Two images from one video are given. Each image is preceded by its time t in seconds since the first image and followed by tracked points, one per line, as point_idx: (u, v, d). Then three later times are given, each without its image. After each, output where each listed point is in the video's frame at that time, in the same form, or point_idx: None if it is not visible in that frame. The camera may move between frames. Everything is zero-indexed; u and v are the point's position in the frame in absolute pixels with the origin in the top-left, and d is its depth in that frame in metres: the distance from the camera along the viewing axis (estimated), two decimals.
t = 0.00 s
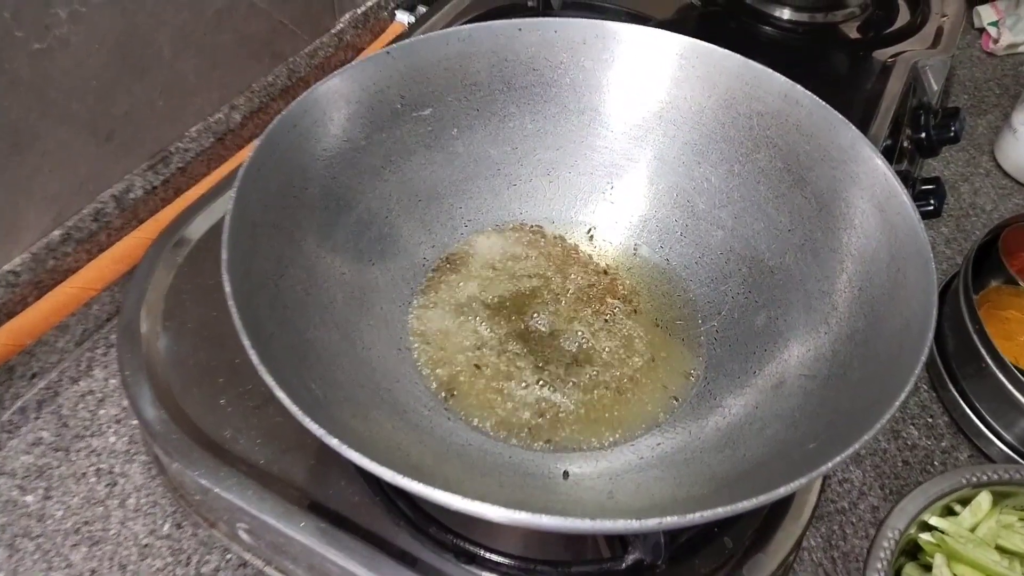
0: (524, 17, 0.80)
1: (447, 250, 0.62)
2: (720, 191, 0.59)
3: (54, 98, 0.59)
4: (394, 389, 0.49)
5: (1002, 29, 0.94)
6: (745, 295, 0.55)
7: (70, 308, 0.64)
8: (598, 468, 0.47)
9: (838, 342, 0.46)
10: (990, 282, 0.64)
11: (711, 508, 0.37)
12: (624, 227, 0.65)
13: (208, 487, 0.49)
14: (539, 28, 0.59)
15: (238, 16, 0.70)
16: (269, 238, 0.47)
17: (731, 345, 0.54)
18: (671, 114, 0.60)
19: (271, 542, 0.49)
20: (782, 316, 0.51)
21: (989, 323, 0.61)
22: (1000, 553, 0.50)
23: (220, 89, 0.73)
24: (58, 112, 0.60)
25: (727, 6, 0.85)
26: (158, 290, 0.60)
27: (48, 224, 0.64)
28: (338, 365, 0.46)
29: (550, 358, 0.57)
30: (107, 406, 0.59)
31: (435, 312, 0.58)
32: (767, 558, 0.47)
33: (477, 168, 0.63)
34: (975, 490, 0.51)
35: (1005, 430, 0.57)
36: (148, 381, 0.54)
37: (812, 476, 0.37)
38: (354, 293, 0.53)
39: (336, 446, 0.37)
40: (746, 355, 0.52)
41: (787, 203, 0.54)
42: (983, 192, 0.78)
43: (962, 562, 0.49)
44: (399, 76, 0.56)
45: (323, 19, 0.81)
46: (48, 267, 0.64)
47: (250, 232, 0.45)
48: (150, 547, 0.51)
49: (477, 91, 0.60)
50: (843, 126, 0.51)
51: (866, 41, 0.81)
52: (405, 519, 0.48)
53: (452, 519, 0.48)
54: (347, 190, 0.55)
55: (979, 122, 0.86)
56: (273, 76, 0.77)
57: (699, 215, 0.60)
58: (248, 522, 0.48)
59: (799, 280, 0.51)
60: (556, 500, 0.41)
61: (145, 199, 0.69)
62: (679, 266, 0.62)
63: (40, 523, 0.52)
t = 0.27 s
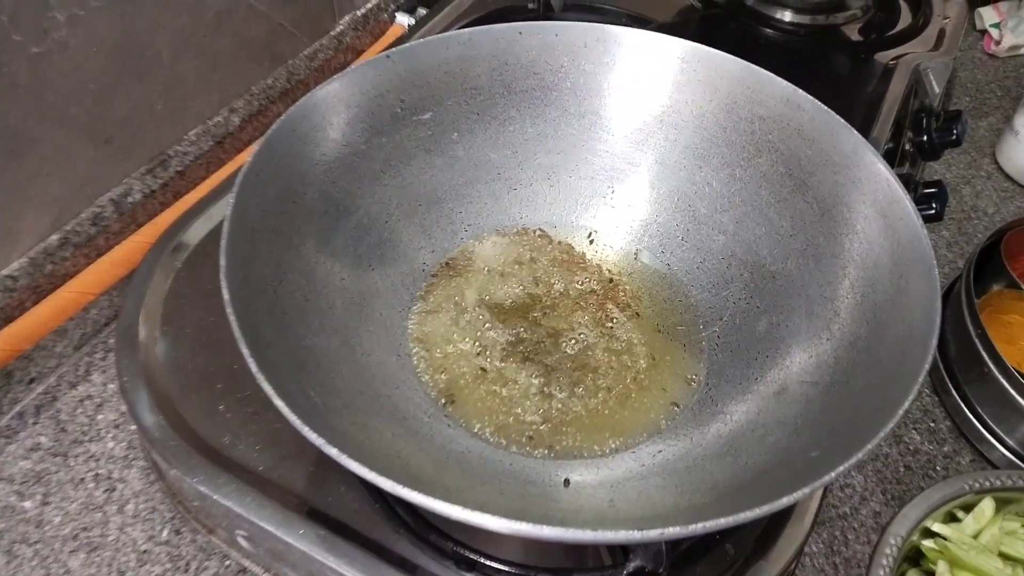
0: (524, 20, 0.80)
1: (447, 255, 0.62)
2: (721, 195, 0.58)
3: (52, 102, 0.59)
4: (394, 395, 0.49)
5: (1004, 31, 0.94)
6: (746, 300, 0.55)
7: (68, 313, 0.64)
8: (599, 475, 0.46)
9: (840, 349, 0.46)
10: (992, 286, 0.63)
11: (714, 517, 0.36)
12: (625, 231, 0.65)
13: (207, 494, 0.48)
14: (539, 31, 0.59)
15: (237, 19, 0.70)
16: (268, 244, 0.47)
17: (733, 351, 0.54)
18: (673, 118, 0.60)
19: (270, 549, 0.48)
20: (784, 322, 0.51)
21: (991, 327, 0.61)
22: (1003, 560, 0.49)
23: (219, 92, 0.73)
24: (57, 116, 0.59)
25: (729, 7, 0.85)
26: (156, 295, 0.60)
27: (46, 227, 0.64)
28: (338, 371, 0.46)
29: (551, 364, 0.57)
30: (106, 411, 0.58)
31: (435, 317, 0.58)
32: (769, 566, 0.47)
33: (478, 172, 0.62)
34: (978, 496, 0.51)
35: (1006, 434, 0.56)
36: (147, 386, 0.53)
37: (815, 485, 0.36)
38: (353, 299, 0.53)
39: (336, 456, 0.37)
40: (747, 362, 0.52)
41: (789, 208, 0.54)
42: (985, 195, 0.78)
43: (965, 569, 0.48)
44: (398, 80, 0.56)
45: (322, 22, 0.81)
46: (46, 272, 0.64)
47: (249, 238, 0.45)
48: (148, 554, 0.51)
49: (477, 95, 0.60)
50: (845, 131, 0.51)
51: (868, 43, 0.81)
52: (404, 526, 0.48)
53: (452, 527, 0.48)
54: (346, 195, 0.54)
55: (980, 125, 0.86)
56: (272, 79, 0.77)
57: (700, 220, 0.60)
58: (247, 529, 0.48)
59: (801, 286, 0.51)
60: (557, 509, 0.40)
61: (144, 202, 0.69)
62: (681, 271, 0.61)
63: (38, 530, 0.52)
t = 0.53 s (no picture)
0: (524, 20, 0.80)
1: (447, 255, 0.62)
2: (721, 196, 0.58)
3: (51, 103, 0.59)
4: (393, 397, 0.49)
5: (1004, 31, 0.94)
6: (746, 301, 0.55)
7: (70, 313, 0.64)
8: (598, 476, 0.47)
9: (840, 350, 0.46)
10: (993, 287, 0.63)
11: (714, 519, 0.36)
12: (624, 232, 0.65)
13: (206, 495, 0.48)
14: (538, 32, 0.59)
15: (236, 21, 0.70)
16: (267, 245, 0.47)
17: (733, 352, 0.54)
18: (672, 119, 0.60)
19: (270, 550, 0.48)
20: (785, 322, 0.51)
21: (991, 328, 0.61)
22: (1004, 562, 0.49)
23: (219, 93, 0.73)
24: (56, 118, 0.59)
25: (728, 7, 0.85)
26: (156, 296, 0.59)
27: (45, 230, 0.63)
28: (337, 373, 0.46)
29: (551, 364, 0.57)
30: (105, 411, 0.58)
31: (435, 318, 0.58)
32: (769, 567, 0.46)
33: (477, 173, 0.62)
34: (978, 497, 0.51)
35: (1006, 435, 0.56)
36: (146, 388, 0.53)
37: (816, 487, 0.36)
38: (352, 300, 0.53)
39: (335, 458, 0.37)
40: (747, 363, 0.52)
41: (789, 209, 0.54)
42: (985, 195, 0.78)
43: (965, 569, 0.47)
44: (398, 81, 0.56)
45: (322, 22, 0.81)
46: (45, 273, 0.63)
47: (249, 239, 0.45)
48: (148, 555, 0.51)
49: (477, 96, 0.60)
50: (845, 132, 0.51)
51: (868, 44, 0.81)
52: (405, 528, 0.48)
53: (452, 528, 0.48)
54: (345, 196, 0.54)
55: (981, 125, 0.86)
56: (271, 79, 0.77)
57: (700, 220, 0.60)
58: (246, 530, 0.48)
59: (801, 286, 0.51)
60: (557, 510, 0.40)
61: (143, 203, 0.69)
62: (681, 272, 0.61)
63: (38, 531, 0.52)
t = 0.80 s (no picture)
0: (524, 20, 0.80)
1: (447, 255, 0.62)
2: (721, 196, 0.58)
3: (51, 103, 0.59)
4: (393, 397, 0.49)
5: (1004, 31, 0.94)
6: (746, 301, 0.55)
7: (70, 313, 0.64)
8: (598, 476, 0.47)
9: (840, 350, 0.46)
10: (993, 286, 0.63)
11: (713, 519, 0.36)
12: (624, 232, 0.65)
13: (206, 495, 0.48)
14: (538, 32, 0.59)
15: (237, 21, 0.70)
16: (267, 245, 0.47)
17: (734, 352, 0.54)
18: (673, 119, 0.60)
19: (270, 550, 0.48)
20: (785, 322, 0.51)
21: (991, 328, 0.61)
22: (1003, 562, 0.49)
23: (219, 93, 0.73)
24: (56, 118, 0.59)
25: (729, 7, 0.85)
26: (155, 296, 0.59)
27: (45, 230, 0.63)
28: (337, 373, 0.46)
29: (552, 364, 0.57)
30: (105, 411, 0.58)
31: (435, 318, 0.58)
32: (769, 567, 0.46)
33: (477, 173, 0.62)
34: (978, 496, 0.51)
35: (1006, 435, 0.56)
36: (146, 388, 0.53)
37: (816, 487, 0.36)
38: (352, 300, 0.53)
39: (335, 457, 0.37)
40: (748, 363, 0.52)
41: (789, 209, 0.54)
42: (985, 195, 0.78)
43: (965, 569, 0.48)
44: (398, 81, 0.56)
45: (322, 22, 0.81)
46: (45, 273, 0.63)
47: (249, 239, 0.45)
48: (148, 555, 0.51)
49: (477, 96, 0.60)
50: (845, 131, 0.51)
51: (868, 44, 0.81)
52: (405, 528, 0.48)
53: (452, 528, 0.48)
54: (345, 196, 0.54)
55: (980, 125, 0.86)
56: (271, 79, 0.77)
57: (700, 220, 0.60)
58: (247, 530, 0.48)
59: (801, 286, 0.51)
60: (557, 510, 0.40)
61: (143, 203, 0.69)
62: (681, 272, 0.61)
63: (38, 531, 0.52)
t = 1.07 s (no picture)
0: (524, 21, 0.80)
1: (447, 255, 0.62)
2: (721, 195, 0.58)
3: (52, 103, 0.59)
4: (394, 397, 0.49)
5: (1004, 31, 0.94)
6: (746, 301, 0.55)
7: (71, 312, 0.65)
8: (599, 476, 0.47)
9: (840, 350, 0.46)
10: (993, 287, 0.63)
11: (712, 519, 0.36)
12: (624, 232, 0.65)
13: (206, 495, 0.48)
14: (539, 32, 0.59)
15: (237, 21, 0.70)
16: (267, 245, 0.47)
17: (734, 352, 0.54)
18: (673, 119, 0.60)
19: (270, 550, 0.48)
20: (785, 322, 0.51)
21: (992, 328, 0.61)
22: (1003, 561, 0.49)
23: (220, 93, 0.73)
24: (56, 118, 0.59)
25: (729, 8, 0.85)
26: (155, 296, 0.59)
27: (46, 229, 0.63)
28: (337, 373, 0.46)
29: (552, 365, 0.57)
30: (106, 411, 0.58)
31: (436, 318, 0.58)
32: (770, 567, 0.46)
33: (478, 173, 0.62)
34: (978, 496, 0.50)
35: (1007, 435, 0.56)
36: (146, 388, 0.53)
37: (817, 487, 0.36)
38: (353, 299, 0.53)
39: (336, 457, 0.37)
40: (748, 362, 0.52)
41: (789, 209, 0.54)
42: (985, 195, 0.78)
43: (965, 569, 0.48)
44: (399, 81, 0.56)
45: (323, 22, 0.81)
46: (46, 272, 0.63)
47: (249, 239, 0.45)
48: (148, 555, 0.51)
49: (477, 96, 0.60)
50: (845, 131, 0.51)
51: (869, 43, 0.81)
52: (405, 528, 0.48)
53: (453, 527, 0.48)
54: (346, 196, 0.54)
55: (981, 125, 0.86)
56: (272, 79, 0.77)
57: (700, 220, 0.60)
58: (247, 530, 0.48)
59: (801, 286, 0.51)
60: (557, 510, 0.40)
61: (144, 202, 0.69)
62: (681, 271, 0.61)
63: (38, 530, 0.52)
